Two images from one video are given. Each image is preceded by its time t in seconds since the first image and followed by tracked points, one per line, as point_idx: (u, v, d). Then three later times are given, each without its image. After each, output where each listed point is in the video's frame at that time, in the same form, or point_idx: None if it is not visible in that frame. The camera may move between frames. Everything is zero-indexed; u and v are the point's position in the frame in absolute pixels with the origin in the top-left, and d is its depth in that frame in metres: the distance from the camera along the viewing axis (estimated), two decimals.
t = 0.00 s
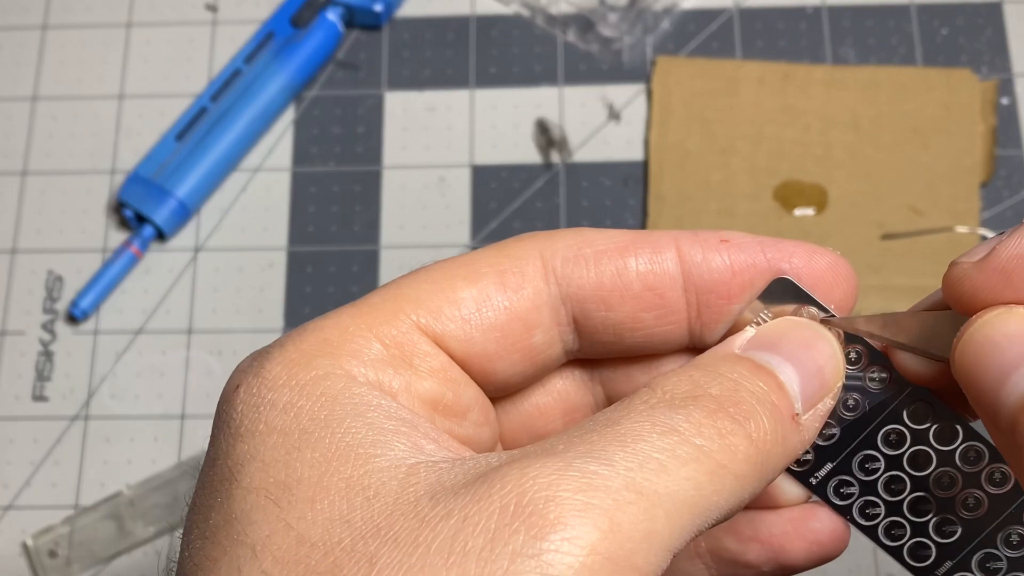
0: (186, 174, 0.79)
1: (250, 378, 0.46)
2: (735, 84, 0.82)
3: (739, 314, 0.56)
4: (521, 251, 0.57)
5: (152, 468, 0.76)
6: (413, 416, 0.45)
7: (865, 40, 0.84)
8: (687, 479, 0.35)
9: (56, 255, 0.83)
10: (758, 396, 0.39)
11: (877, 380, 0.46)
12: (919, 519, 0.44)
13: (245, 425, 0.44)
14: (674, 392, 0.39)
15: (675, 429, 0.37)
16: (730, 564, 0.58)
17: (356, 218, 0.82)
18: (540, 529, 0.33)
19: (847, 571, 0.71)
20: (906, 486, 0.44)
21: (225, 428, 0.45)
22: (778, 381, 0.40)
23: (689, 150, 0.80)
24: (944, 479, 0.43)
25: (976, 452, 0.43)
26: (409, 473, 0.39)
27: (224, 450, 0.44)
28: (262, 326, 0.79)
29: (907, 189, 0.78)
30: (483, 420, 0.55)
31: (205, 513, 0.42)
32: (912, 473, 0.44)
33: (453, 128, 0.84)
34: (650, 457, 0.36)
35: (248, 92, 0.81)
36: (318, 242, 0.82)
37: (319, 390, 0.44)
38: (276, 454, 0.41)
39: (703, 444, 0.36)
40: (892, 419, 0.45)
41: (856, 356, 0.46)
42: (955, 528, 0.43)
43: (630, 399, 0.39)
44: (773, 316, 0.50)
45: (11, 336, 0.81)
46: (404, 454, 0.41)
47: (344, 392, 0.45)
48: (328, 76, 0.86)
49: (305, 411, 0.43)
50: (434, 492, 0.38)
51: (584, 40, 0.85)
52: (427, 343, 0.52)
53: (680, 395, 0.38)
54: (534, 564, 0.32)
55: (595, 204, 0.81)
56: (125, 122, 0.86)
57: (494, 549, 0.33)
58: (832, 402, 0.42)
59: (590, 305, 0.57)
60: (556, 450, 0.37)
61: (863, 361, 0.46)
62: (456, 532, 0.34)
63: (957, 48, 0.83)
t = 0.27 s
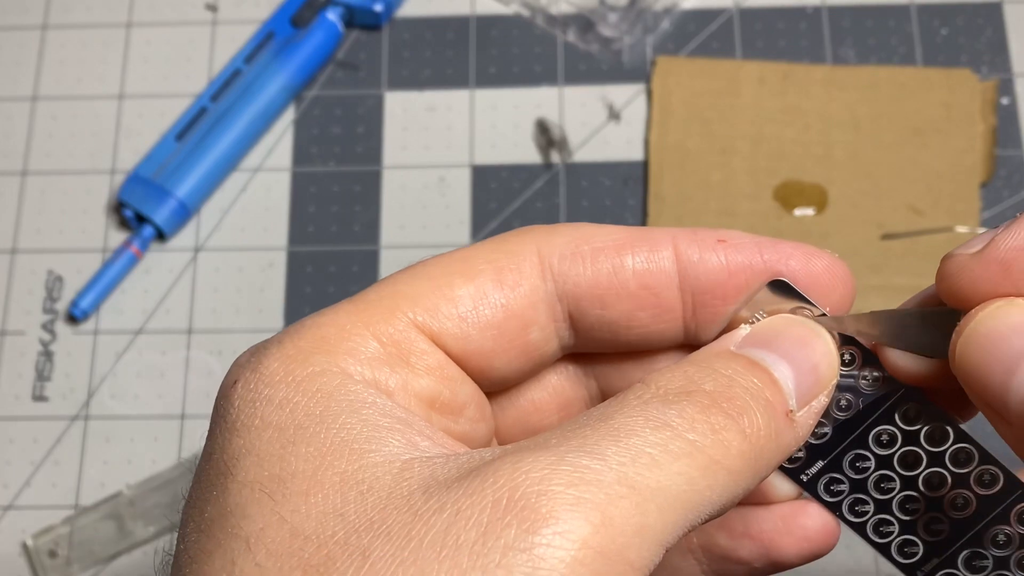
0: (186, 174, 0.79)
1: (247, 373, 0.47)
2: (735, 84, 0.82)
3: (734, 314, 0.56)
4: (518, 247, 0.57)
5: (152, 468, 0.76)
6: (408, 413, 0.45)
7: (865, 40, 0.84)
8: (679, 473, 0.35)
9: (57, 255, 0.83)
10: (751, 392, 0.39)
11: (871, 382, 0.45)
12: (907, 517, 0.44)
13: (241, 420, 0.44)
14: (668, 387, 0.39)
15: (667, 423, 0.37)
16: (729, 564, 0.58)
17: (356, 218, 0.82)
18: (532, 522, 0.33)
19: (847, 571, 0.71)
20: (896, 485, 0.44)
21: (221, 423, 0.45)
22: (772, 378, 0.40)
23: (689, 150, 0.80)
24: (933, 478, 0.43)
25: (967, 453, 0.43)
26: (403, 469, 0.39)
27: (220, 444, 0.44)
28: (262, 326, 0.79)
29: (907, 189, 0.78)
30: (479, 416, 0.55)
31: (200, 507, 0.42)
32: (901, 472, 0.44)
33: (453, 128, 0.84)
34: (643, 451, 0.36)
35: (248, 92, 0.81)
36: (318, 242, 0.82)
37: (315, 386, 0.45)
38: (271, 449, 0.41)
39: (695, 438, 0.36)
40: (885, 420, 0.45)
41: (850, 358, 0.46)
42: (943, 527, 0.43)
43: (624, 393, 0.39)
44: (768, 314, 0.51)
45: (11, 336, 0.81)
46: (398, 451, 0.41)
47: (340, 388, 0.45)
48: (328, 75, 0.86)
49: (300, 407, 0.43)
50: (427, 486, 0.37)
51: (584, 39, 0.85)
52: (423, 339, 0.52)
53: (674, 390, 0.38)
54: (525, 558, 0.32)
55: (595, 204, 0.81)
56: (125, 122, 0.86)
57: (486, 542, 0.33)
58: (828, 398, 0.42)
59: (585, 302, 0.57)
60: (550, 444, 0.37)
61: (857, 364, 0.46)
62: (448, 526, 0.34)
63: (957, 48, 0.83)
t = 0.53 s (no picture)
0: (187, 174, 0.79)
1: (243, 374, 0.47)
2: (735, 84, 0.82)
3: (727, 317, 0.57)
4: (512, 246, 0.56)
5: (152, 468, 0.76)
6: (401, 417, 0.45)
7: (865, 40, 0.84)
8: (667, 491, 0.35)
9: (56, 255, 0.83)
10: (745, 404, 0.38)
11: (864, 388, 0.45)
12: (895, 518, 0.44)
13: (236, 421, 0.44)
14: (661, 401, 0.38)
15: (658, 439, 0.36)
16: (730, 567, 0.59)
17: (356, 218, 0.82)
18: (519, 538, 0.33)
19: (847, 571, 0.71)
20: (884, 487, 0.44)
21: (216, 423, 0.45)
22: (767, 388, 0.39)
23: (689, 150, 0.81)
24: (921, 481, 0.44)
25: (955, 457, 0.43)
26: (396, 474, 0.39)
27: (215, 444, 0.44)
28: (262, 326, 0.79)
29: (907, 189, 0.78)
30: (472, 416, 0.55)
31: (194, 508, 0.42)
32: (889, 474, 0.44)
33: (453, 128, 0.84)
34: (633, 466, 0.36)
35: (248, 92, 0.81)
36: (318, 242, 0.82)
37: (310, 390, 0.44)
38: (264, 453, 0.41)
39: (685, 455, 0.36)
40: (874, 424, 0.45)
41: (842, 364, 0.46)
42: (929, 528, 0.44)
43: (617, 404, 0.39)
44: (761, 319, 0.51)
45: (11, 336, 0.81)
46: (392, 456, 0.41)
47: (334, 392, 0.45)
48: (328, 75, 0.86)
49: (295, 411, 0.43)
50: (420, 493, 0.37)
51: (584, 39, 0.85)
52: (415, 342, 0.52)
53: (666, 403, 0.38)
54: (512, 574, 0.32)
55: (595, 204, 0.81)
56: (125, 122, 0.86)
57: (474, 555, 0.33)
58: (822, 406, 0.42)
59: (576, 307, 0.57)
60: (544, 458, 0.36)
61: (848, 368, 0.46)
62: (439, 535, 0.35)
63: (957, 48, 0.83)
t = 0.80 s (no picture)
0: (186, 174, 0.79)
1: (271, 375, 0.45)
2: (735, 84, 0.82)
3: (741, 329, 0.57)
4: (536, 245, 0.55)
5: (152, 468, 0.76)
6: (429, 431, 0.45)
7: (865, 40, 0.84)
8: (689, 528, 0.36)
9: (56, 255, 0.83)
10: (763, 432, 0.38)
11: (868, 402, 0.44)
12: (893, 525, 0.44)
13: (265, 426, 0.43)
14: (681, 430, 0.38)
15: (681, 476, 0.37)
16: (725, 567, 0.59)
17: (356, 218, 0.82)
18: None
19: (847, 571, 0.71)
20: (884, 495, 0.44)
21: (242, 424, 0.44)
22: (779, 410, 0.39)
23: (689, 150, 0.81)
24: (919, 492, 0.43)
25: (954, 470, 0.43)
26: (428, 495, 0.39)
27: (242, 448, 0.43)
28: (262, 326, 0.79)
29: (907, 188, 0.78)
30: (487, 417, 0.55)
31: (219, 513, 0.41)
32: (890, 485, 0.44)
33: (453, 128, 0.84)
34: (657, 503, 0.36)
35: (248, 92, 0.81)
36: (318, 242, 0.82)
37: (341, 399, 0.44)
38: (296, 465, 0.41)
39: (708, 491, 0.37)
40: (878, 436, 0.44)
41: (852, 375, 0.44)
42: (926, 536, 0.44)
43: (637, 431, 0.39)
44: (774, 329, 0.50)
45: (11, 336, 0.81)
46: (423, 475, 0.41)
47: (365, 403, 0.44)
48: (328, 75, 0.86)
49: (327, 422, 0.43)
50: (454, 519, 0.38)
51: (584, 39, 0.85)
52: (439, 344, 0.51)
53: (687, 433, 0.38)
54: None
55: (595, 204, 0.81)
56: (125, 122, 0.86)
57: None
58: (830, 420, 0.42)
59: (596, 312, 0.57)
60: (571, 492, 0.37)
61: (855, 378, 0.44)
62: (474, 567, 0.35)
63: (957, 48, 0.83)
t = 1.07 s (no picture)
0: (186, 174, 0.79)
1: (298, 377, 0.46)
2: (735, 84, 0.82)
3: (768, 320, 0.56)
4: (560, 227, 0.54)
5: (152, 468, 0.76)
6: (452, 439, 0.45)
7: (866, 40, 0.84)
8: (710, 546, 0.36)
9: (57, 255, 0.83)
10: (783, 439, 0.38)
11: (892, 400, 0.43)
12: (912, 515, 0.44)
13: (290, 432, 0.43)
14: (701, 442, 0.38)
15: (702, 491, 0.37)
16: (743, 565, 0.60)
17: (356, 218, 0.82)
18: None
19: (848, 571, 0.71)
20: (903, 488, 0.44)
21: (268, 426, 0.44)
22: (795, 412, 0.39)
23: (689, 150, 0.80)
24: (940, 488, 0.43)
25: (976, 470, 0.42)
26: (448, 512, 0.39)
27: (266, 452, 0.43)
28: (262, 326, 0.79)
29: (907, 189, 0.78)
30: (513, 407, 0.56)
31: (243, 518, 0.42)
32: (911, 480, 0.43)
33: (453, 128, 0.84)
34: (677, 521, 0.36)
35: (248, 92, 0.81)
36: (318, 242, 0.82)
37: (366, 406, 0.44)
38: (319, 476, 0.41)
39: (729, 506, 0.37)
40: (898, 434, 0.43)
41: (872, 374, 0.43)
42: (946, 528, 0.44)
43: (658, 439, 0.39)
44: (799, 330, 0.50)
45: (11, 336, 0.81)
46: (444, 490, 0.41)
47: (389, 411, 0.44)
48: (328, 75, 0.86)
49: (350, 432, 0.43)
50: (473, 538, 0.38)
51: (584, 40, 0.85)
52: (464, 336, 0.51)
53: (708, 445, 0.38)
54: None
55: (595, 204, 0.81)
56: (125, 122, 0.86)
57: None
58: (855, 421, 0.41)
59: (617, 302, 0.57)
60: (591, 511, 0.37)
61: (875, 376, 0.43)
62: None
63: (957, 48, 0.83)
